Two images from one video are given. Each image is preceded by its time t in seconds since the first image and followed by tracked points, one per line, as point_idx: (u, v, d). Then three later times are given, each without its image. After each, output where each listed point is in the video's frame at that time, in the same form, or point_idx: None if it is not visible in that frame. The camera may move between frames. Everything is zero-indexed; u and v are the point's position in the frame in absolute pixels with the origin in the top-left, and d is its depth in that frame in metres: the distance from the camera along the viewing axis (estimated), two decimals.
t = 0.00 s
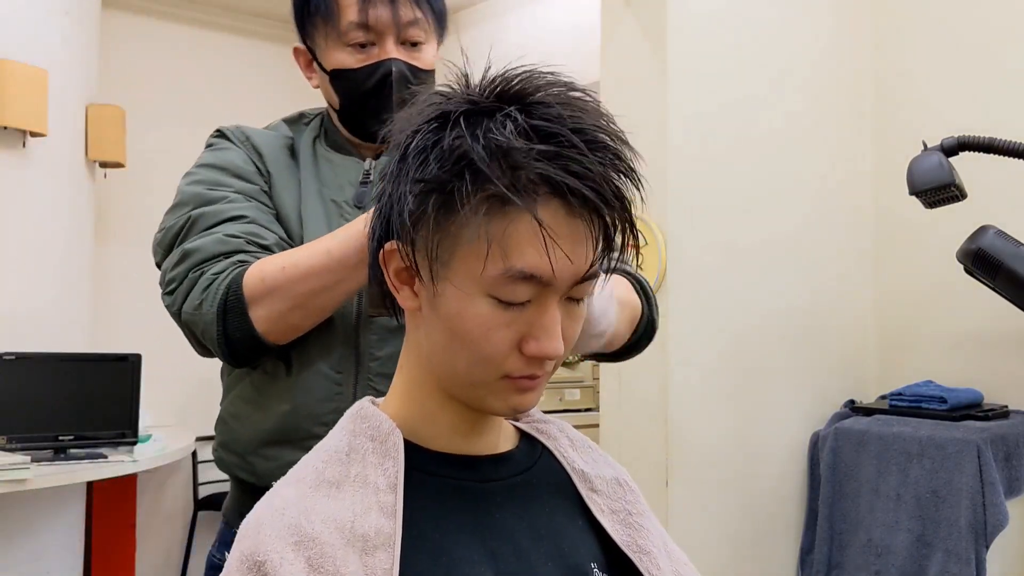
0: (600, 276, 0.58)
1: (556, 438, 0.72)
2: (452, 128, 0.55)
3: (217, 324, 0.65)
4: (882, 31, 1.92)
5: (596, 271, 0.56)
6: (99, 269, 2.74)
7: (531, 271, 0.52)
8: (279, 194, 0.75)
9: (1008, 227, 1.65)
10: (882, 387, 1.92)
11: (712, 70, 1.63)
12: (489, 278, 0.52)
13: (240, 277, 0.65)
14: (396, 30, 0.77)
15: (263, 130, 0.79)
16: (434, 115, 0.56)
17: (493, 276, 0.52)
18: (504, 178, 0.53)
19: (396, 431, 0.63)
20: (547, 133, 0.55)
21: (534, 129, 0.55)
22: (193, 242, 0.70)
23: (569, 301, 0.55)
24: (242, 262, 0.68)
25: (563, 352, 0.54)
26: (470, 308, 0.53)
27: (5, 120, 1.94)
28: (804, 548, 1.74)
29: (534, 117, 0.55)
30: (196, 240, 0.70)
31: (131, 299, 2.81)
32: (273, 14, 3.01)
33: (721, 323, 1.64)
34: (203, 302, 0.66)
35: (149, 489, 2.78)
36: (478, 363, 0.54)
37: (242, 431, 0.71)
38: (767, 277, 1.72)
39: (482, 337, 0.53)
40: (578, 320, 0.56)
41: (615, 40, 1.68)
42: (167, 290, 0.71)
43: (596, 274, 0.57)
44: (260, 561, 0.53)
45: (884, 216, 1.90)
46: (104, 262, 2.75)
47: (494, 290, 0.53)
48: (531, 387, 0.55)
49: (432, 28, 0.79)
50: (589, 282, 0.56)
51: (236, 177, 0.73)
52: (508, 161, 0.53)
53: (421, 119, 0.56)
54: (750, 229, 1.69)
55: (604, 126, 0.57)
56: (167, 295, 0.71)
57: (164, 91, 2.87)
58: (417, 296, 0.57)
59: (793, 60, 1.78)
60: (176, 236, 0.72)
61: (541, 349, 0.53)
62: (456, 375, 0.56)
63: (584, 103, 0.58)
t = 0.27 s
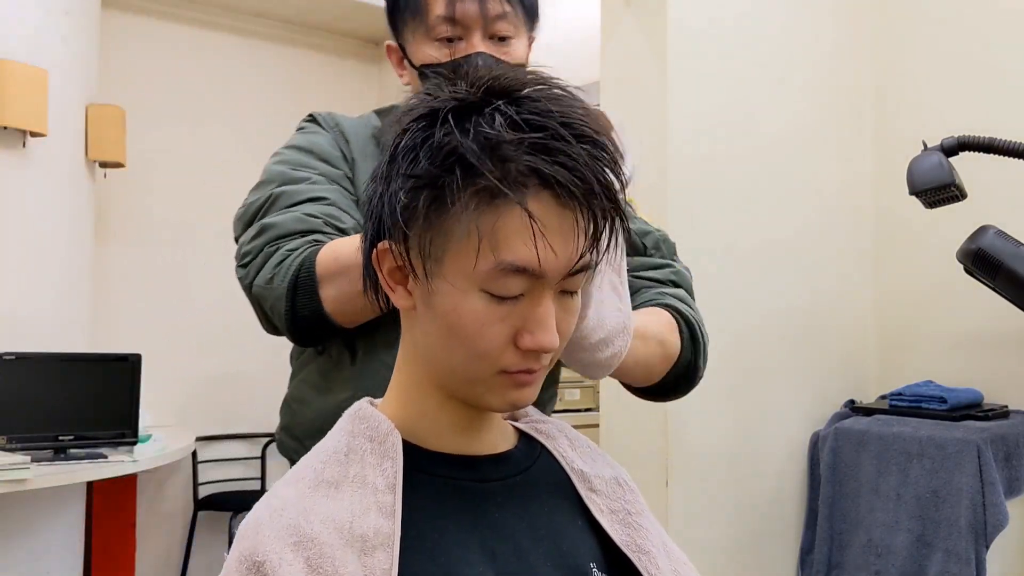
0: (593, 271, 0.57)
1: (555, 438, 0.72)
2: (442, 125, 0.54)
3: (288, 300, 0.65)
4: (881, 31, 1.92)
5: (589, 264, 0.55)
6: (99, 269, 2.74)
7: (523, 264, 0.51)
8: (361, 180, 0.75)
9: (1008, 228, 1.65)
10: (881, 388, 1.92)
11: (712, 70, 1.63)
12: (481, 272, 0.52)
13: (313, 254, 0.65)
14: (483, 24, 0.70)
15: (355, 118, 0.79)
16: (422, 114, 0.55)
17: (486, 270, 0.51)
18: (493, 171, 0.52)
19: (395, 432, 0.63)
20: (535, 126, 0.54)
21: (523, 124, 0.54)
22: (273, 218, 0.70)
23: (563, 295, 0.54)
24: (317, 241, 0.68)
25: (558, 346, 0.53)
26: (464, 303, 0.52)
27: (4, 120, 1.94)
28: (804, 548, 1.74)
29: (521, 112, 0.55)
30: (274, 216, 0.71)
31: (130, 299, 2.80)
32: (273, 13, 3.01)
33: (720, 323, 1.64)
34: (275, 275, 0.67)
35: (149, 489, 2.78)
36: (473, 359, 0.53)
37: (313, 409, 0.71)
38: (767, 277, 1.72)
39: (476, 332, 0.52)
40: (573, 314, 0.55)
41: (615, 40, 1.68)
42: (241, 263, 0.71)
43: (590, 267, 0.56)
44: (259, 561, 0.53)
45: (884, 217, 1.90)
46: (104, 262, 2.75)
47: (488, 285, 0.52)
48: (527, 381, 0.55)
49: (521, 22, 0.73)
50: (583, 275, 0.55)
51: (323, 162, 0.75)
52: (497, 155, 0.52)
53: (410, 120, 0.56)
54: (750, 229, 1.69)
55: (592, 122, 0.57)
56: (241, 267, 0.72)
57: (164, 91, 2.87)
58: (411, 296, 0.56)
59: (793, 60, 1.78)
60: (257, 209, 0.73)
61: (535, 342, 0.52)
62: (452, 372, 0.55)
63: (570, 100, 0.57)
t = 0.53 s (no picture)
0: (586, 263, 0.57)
1: (553, 438, 0.72)
2: (428, 120, 0.54)
3: (344, 287, 0.65)
4: (880, 32, 1.92)
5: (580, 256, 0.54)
6: (99, 269, 2.75)
7: (509, 257, 0.51)
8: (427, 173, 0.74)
9: (1008, 228, 1.65)
10: (881, 388, 1.92)
11: (712, 71, 1.63)
12: (468, 266, 0.51)
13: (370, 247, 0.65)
14: (555, 18, 0.70)
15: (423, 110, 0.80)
16: (408, 109, 0.55)
17: (473, 263, 0.51)
18: (477, 164, 0.51)
19: (393, 431, 0.63)
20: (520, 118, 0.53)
21: (509, 116, 0.53)
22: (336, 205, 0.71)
23: (553, 289, 0.54)
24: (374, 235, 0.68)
25: (548, 339, 0.53)
26: (453, 296, 0.52)
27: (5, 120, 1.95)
28: (804, 548, 1.74)
29: (507, 105, 0.54)
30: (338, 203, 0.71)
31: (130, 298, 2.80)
32: (273, 14, 3.01)
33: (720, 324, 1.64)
34: (332, 264, 0.67)
35: (149, 488, 2.78)
36: (464, 353, 0.53)
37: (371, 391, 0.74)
38: (766, 278, 1.72)
39: (466, 326, 0.52)
40: (565, 307, 0.55)
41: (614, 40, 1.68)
42: (302, 245, 0.72)
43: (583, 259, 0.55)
44: (258, 561, 0.53)
45: (883, 217, 1.90)
46: (104, 262, 2.75)
47: (475, 278, 0.52)
48: (520, 375, 0.54)
49: (595, 19, 0.72)
50: (574, 268, 0.54)
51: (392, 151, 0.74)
52: (480, 147, 0.52)
53: (398, 115, 0.56)
54: (750, 229, 1.69)
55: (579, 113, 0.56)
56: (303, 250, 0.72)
57: (164, 91, 2.87)
58: (404, 290, 0.56)
59: (792, 59, 1.78)
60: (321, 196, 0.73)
61: (525, 335, 0.52)
62: (443, 366, 0.55)
63: (556, 92, 0.56)
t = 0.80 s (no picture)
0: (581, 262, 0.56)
1: (552, 438, 0.72)
2: (420, 119, 0.53)
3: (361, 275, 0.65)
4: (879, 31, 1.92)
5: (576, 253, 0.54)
6: (99, 269, 2.75)
7: (503, 255, 0.51)
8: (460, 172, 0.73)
9: (1009, 228, 1.65)
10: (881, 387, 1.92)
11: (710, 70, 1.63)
12: (462, 265, 0.51)
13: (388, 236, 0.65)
14: (574, 8, 0.69)
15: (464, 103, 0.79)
16: (400, 108, 0.54)
17: (466, 262, 0.51)
18: (468, 164, 0.51)
19: (392, 431, 0.63)
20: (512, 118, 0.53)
21: (502, 114, 0.53)
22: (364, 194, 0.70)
23: (548, 287, 0.54)
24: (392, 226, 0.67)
25: (543, 337, 0.53)
26: (447, 295, 0.52)
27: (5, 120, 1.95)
28: (803, 548, 1.74)
29: (498, 103, 0.53)
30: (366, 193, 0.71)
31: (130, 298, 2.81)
32: (273, 13, 3.01)
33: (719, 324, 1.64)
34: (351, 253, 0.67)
35: (149, 488, 2.78)
36: (459, 352, 0.53)
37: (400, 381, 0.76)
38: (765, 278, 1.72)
39: (460, 324, 0.52)
40: (560, 304, 0.55)
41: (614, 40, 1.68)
42: (333, 232, 0.73)
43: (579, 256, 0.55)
44: (257, 561, 0.54)
45: (882, 217, 1.90)
46: (104, 262, 2.75)
47: (469, 277, 0.52)
48: (516, 373, 0.54)
49: (618, 7, 0.72)
50: (568, 266, 0.54)
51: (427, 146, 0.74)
52: (472, 146, 0.51)
53: (391, 113, 0.55)
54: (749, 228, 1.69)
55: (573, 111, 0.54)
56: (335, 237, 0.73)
57: (164, 91, 2.87)
58: (400, 289, 0.56)
59: (791, 59, 1.78)
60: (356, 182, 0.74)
61: (520, 333, 0.52)
62: (439, 365, 0.55)
63: (549, 89, 0.55)
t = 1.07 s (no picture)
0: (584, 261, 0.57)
1: (552, 438, 0.71)
2: (427, 119, 0.53)
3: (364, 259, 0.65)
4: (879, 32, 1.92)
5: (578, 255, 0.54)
6: (99, 268, 2.75)
7: (507, 257, 0.51)
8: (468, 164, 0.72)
9: (1009, 228, 1.65)
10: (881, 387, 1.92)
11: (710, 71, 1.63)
12: (467, 266, 0.51)
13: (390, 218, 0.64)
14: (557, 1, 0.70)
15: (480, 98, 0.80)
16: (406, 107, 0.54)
17: (470, 263, 0.51)
18: (474, 164, 0.51)
19: (390, 432, 0.63)
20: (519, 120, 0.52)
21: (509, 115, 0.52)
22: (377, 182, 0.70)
23: (549, 289, 0.54)
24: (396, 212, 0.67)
25: (545, 339, 0.53)
26: (451, 296, 0.52)
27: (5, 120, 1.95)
28: (804, 548, 1.74)
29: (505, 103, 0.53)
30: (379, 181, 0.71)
31: (130, 298, 2.81)
32: (273, 13, 3.01)
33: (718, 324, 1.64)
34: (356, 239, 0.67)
35: (149, 488, 2.78)
36: (461, 352, 0.53)
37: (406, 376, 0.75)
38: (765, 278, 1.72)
39: (463, 325, 0.52)
40: (560, 307, 0.55)
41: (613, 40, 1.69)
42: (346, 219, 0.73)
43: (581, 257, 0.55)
44: (256, 561, 0.54)
45: (882, 217, 1.90)
46: (104, 262, 2.75)
47: (473, 278, 0.52)
48: (517, 375, 0.54)
49: None
50: (569, 267, 0.54)
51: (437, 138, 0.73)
52: (478, 148, 0.51)
53: (397, 111, 0.55)
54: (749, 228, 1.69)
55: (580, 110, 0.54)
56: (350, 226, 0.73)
57: (164, 91, 2.87)
58: (403, 289, 0.56)
59: (791, 59, 1.78)
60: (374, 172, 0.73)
61: (523, 335, 0.52)
62: (440, 365, 0.55)
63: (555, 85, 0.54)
